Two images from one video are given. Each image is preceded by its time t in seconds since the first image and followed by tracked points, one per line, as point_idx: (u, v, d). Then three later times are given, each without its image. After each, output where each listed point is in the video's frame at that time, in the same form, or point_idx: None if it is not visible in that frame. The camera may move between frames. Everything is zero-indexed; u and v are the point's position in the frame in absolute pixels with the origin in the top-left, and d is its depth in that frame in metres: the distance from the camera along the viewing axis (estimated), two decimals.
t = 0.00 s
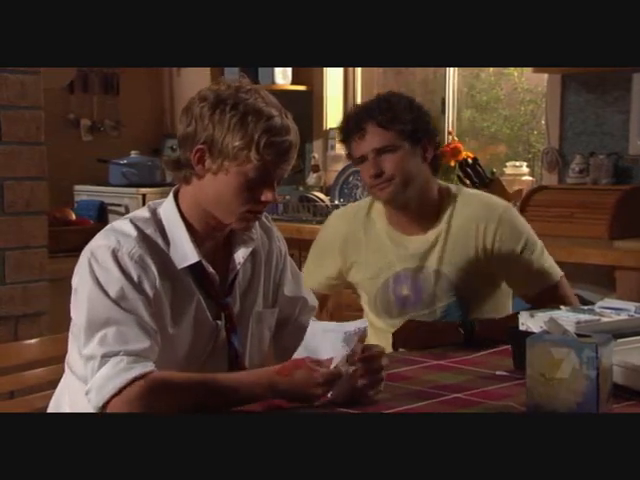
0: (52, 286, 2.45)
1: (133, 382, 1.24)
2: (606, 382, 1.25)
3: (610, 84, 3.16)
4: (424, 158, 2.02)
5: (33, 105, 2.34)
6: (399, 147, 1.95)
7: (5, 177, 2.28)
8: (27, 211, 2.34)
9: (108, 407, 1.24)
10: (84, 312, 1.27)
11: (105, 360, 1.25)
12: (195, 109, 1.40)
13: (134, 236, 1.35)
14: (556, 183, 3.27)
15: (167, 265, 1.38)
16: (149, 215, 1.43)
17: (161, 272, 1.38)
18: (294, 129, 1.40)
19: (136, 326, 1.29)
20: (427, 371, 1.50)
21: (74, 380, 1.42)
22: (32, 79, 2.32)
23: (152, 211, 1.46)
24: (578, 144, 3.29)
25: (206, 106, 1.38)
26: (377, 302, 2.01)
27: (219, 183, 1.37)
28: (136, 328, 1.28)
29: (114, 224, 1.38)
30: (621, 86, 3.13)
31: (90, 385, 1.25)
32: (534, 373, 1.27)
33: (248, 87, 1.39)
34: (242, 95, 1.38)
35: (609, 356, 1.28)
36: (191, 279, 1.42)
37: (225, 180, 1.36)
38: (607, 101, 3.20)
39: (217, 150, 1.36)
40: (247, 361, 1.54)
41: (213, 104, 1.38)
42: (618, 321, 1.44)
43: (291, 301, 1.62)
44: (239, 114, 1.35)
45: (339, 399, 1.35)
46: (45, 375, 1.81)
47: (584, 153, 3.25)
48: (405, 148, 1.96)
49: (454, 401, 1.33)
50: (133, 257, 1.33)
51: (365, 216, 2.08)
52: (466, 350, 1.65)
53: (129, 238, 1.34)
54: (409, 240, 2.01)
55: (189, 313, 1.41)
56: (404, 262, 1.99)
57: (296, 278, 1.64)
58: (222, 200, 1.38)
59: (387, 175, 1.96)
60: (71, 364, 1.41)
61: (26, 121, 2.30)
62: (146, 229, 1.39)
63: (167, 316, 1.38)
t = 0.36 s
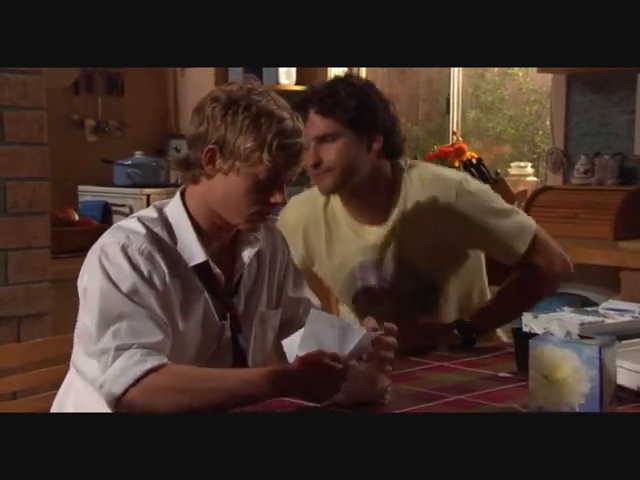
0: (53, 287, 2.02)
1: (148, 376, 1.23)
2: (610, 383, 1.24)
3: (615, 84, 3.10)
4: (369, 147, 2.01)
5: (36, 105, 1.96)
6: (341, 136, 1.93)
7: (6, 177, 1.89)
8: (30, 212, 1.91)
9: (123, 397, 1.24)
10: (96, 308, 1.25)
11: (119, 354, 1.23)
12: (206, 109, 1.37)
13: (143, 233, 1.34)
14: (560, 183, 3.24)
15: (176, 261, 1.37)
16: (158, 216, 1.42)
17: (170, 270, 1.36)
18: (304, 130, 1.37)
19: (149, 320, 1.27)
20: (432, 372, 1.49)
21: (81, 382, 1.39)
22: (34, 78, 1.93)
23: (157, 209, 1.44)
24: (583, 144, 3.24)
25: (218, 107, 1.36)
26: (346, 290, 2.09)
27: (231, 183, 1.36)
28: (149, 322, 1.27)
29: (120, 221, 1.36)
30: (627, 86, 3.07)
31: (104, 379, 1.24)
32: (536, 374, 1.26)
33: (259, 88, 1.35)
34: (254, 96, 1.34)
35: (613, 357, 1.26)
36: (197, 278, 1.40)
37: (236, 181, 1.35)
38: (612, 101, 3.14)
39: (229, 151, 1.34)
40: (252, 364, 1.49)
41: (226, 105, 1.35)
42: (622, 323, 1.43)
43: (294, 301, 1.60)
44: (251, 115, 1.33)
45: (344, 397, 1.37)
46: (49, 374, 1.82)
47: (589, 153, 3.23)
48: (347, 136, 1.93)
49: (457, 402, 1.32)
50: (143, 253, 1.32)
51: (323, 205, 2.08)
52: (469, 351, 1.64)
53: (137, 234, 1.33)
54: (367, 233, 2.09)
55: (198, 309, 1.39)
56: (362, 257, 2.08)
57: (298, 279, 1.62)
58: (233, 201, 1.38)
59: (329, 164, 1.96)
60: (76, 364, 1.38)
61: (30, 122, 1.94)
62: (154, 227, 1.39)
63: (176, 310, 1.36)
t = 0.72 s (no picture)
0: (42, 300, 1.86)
1: (153, 381, 1.28)
2: (613, 382, 1.31)
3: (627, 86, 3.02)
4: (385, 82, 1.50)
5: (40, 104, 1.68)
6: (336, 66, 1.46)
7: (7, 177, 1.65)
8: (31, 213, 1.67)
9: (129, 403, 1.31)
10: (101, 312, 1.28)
11: (124, 359, 1.28)
12: (209, 112, 1.37)
13: (146, 235, 1.33)
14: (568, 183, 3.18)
15: (179, 264, 1.35)
16: (159, 217, 1.37)
17: (173, 270, 1.34)
18: (310, 134, 1.44)
19: (153, 324, 1.30)
20: (436, 374, 1.48)
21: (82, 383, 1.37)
22: (37, 77, 1.64)
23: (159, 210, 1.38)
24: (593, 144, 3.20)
25: (223, 110, 1.36)
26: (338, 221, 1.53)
27: (231, 189, 1.39)
28: (153, 326, 1.30)
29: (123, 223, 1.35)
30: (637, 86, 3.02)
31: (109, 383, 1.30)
32: (540, 378, 1.33)
33: (264, 91, 1.38)
34: (259, 101, 1.37)
35: (617, 356, 1.32)
36: (202, 282, 1.38)
37: (237, 187, 1.38)
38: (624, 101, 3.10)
39: (232, 155, 1.37)
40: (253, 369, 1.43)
41: (230, 108, 1.36)
42: (626, 325, 1.41)
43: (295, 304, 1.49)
44: (256, 120, 1.36)
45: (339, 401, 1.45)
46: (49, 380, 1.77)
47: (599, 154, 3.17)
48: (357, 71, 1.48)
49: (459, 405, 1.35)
50: (147, 255, 1.32)
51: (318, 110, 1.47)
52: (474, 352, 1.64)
53: (141, 236, 1.32)
54: (352, 139, 1.49)
55: (201, 313, 1.37)
56: (341, 166, 1.49)
57: (303, 278, 1.51)
58: (234, 206, 1.40)
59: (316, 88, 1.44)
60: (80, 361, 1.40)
61: (31, 122, 1.66)
62: (157, 228, 1.36)
63: (180, 312, 1.35)
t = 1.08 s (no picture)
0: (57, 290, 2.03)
1: (148, 386, 1.19)
2: (615, 386, 1.27)
3: (628, 83, 3.12)
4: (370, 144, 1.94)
5: (41, 106, 1.97)
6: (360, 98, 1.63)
7: (9, 177, 1.92)
8: (34, 212, 1.95)
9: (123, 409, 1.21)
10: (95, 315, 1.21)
11: (117, 364, 1.19)
12: (209, 112, 1.32)
13: (144, 237, 1.30)
14: (572, 185, 3.25)
15: (177, 267, 1.32)
16: (159, 218, 1.35)
17: (172, 274, 1.30)
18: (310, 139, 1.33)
19: (149, 328, 1.22)
20: (437, 375, 1.47)
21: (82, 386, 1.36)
22: (39, 79, 1.95)
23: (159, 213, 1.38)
24: (595, 145, 3.26)
25: (222, 110, 1.30)
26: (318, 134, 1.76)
27: (230, 191, 1.29)
28: (149, 330, 1.22)
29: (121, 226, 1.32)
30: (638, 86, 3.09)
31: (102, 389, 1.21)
32: (541, 381, 1.29)
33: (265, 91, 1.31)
34: (259, 101, 1.30)
35: (619, 360, 1.29)
36: (201, 284, 1.35)
37: (236, 188, 1.28)
38: (624, 101, 3.15)
39: (231, 156, 1.28)
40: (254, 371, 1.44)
41: (229, 109, 1.29)
42: (630, 327, 1.40)
43: (295, 305, 1.54)
44: (255, 121, 1.27)
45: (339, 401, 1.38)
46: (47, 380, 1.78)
47: (602, 154, 3.23)
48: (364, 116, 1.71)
49: (458, 406, 1.33)
50: (145, 258, 1.27)
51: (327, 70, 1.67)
52: (475, 354, 1.62)
53: (139, 240, 1.28)
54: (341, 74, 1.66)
55: (200, 318, 1.33)
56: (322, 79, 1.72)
57: (301, 282, 1.56)
58: (232, 208, 1.31)
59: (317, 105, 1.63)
60: (76, 368, 1.36)
61: (32, 123, 1.94)
62: (157, 232, 1.33)
63: (178, 318, 1.30)
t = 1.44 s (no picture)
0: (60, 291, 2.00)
1: (139, 393, 1.21)
2: (619, 389, 1.26)
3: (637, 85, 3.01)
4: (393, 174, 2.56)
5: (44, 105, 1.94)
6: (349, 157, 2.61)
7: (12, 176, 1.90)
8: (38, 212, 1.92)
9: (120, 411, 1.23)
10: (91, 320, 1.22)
11: (111, 370, 1.22)
12: (217, 113, 1.24)
13: (144, 239, 1.28)
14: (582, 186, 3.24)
15: (178, 269, 1.31)
16: (161, 219, 1.33)
17: (172, 276, 1.30)
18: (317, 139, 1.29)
19: (146, 334, 1.23)
20: (440, 378, 1.45)
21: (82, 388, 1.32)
22: (43, 78, 1.90)
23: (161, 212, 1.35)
24: (606, 144, 3.23)
25: (230, 111, 1.23)
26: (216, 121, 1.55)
27: (237, 192, 1.26)
28: (145, 337, 1.23)
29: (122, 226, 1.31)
30: None
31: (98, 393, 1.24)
32: (544, 383, 1.28)
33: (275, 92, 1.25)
34: (268, 102, 1.23)
35: (625, 364, 1.27)
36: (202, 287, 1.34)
37: (243, 190, 1.25)
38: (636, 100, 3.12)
39: (239, 158, 1.23)
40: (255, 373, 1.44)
41: (238, 110, 1.22)
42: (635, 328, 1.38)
43: (297, 306, 1.52)
44: (264, 122, 1.22)
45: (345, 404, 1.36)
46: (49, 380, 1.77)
47: (612, 154, 3.21)
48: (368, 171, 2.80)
49: (460, 409, 1.32)
50: (144, 262, 1.26)
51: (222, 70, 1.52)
52: (480, 355, 1.61)
53: (139, 241, 1.27)
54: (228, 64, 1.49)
55: (200, 321, 1.32)
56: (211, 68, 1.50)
57: (303, 284, 1.52)
58: (238, 211, 1.28)
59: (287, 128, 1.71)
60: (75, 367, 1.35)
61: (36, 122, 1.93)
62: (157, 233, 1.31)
63: (177, 321, 1.30)
